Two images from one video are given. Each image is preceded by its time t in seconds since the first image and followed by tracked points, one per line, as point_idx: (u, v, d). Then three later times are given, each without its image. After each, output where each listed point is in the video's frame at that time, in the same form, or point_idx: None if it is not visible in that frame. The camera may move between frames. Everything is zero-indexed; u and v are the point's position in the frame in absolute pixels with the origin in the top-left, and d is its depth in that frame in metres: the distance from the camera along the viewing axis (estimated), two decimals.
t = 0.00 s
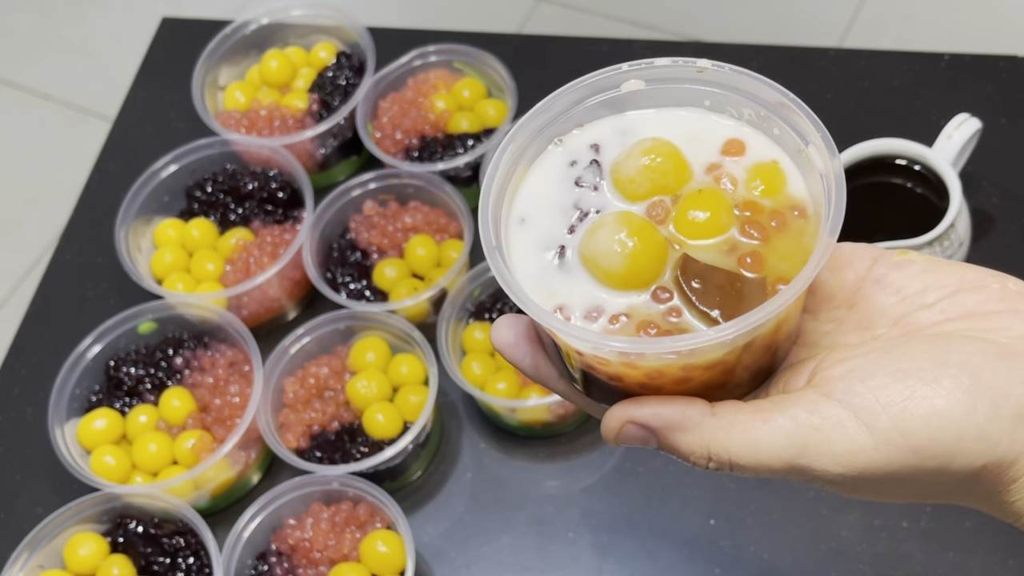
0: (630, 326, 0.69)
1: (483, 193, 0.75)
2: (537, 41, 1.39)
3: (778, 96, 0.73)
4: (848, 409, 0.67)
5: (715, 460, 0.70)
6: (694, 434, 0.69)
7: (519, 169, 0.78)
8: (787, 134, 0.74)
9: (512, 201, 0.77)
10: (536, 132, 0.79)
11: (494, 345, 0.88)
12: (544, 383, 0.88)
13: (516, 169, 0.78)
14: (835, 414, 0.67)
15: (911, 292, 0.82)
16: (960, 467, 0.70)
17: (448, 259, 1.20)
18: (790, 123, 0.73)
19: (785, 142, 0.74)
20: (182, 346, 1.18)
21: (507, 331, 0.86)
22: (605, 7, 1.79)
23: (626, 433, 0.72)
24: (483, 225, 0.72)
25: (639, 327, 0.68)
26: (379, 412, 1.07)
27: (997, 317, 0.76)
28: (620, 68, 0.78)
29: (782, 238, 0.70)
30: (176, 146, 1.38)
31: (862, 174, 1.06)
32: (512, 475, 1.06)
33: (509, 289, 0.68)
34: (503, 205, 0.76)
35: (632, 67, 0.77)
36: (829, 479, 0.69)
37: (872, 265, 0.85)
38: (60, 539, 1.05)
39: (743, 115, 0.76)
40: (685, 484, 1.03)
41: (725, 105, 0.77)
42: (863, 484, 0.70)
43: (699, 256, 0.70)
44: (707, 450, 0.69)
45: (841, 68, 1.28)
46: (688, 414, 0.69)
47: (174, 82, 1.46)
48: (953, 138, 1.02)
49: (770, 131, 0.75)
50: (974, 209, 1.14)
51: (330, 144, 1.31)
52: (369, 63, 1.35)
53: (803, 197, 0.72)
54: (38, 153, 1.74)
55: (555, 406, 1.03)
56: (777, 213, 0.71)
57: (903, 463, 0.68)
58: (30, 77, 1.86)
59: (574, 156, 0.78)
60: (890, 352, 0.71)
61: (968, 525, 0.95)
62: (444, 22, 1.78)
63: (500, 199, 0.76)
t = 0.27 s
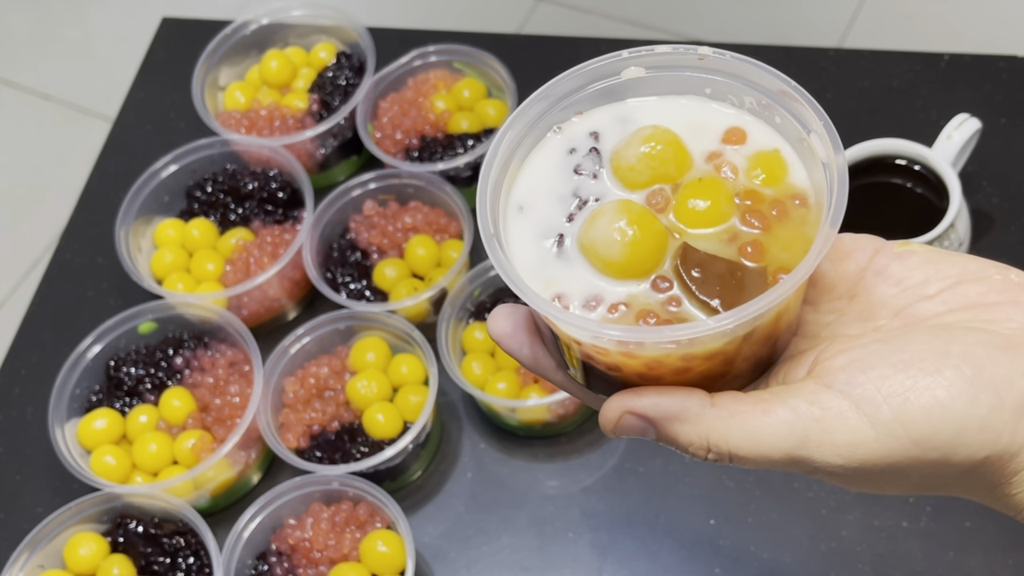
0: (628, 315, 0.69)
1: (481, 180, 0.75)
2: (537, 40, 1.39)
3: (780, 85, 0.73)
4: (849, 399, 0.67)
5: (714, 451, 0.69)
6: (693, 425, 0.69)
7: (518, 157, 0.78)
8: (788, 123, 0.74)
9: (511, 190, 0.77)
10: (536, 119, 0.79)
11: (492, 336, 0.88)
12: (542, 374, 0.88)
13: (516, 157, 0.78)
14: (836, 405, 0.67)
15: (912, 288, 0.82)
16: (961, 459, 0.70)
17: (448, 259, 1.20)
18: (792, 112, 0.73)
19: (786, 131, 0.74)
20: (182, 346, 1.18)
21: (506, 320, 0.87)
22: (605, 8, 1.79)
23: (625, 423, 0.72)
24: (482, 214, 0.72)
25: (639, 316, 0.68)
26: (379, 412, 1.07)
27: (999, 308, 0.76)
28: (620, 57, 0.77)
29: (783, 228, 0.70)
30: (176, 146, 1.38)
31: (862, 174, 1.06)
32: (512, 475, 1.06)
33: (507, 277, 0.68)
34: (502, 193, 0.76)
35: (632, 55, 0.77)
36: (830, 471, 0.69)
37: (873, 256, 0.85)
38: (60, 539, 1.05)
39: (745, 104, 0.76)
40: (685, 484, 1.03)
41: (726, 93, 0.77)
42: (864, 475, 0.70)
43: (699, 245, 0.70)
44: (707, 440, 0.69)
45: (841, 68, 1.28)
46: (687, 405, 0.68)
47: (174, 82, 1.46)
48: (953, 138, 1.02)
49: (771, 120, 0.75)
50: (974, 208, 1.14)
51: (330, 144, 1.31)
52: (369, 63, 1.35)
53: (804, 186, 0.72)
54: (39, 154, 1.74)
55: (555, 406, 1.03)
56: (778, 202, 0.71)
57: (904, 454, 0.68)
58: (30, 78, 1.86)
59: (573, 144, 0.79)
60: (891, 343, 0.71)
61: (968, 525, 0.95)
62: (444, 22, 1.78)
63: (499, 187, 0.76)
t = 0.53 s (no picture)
0: (631, 315, 0.69)
1: (484, 180, 0.75)
2: (538, 40, 1.39)
3: (784, 86, 0.73)
4: (850, 401, 0.67)
5: (716, 452, 0.70)
6: (694, 426, 0.69)
7: (521, 156, 0.79)
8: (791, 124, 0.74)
9: (513, 190, 0.77)
10: (539, 119, 0.79)
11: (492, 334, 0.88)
12: (543, 372, 0.88)
13: (519, 157, 0.78)
14: (838, 406, 0.67)
15: (912, 287, 0.82)
16: (962, 460, 0.70)
17: (448, 259, 1.20)
18: (795, 113, 0.73)
19: (789, 132, 0.74)
20: (182, 346, 1.18)
21: (507, 320, 0.87)
22: (605, 8, 1.79)
23: (626, 424, 0.72)
24: (485, 214, 0.72)
25: (641, 317, 0.68)
26: (379, 412, 1.07)
27: (999, 309, 0.76)
28: (624, 56, 0.77)
29: (786, 229, 0.70)
30: (176, 146, 1.38)
31: (862, 174, 1.06)
32: (512, 475, 1.06)
33: (508, 277, 0.68)
34: (504, 193, 0.76)
35: (635, 55, 0.77)
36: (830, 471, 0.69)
37: (876, 256, 0.85)
38: (60, 539, 1.05)
39: (748, 105, 0.76)
40: (685, 484, 1.03)
41: (729, 94, 0.77)
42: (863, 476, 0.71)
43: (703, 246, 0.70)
44: (708, 441, 0.69)
45: (841, 68, 1.28)
46: (688, 407, 0.68)
47: (174, 82, 1.46)
48: (953, 138, 1.02)
49: (775, 121, 0.75)
50: (974, 209, 1.14)
51: (330, 144, 1.31)
52: (369, 63, 1.35)
53: (807, 188, 0.72)
54: (39, 154, 1.74)
55: (555, 406, 1.03)
56: (781, 204, 0.71)
57: (905, 455, 0.68)
58: (30, 77, 1.86)
59: (576, 144, 0.79)
60: (892, 344, 0.71)
61: (968, 525, 0.95)
62: (444, 22, 1.78)
63: (502, 187, 0.76)
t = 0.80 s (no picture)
0: (629, 315, 0.69)
1: (485, 175, 0.75)
2: (538, 40, 1.39)
3: (789, 85, 0.72)
4: (854, 411, 0.67)
5: (720, 468, 0.69)
6: (698, 443, 0.69)
7: (523, 151, 0.79)
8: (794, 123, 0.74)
9: (514, 185, 0.77)
10: (542, 114, 0.79)
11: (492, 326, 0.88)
12: (542, 365, 0.89)
13: (520, 152, 0.78)
14: (842, 417, 0.67)
15: (912, 287, 0.82)
16: (967, 465, 0.70)
17: (448, 259, 1.20)
18: (799, 112, 0.73)
19: (793, 131, 0.74)
20: (182, 346, 1.18)
21: (506, 313, 0.87)
22: (605, 8, 1.79)
23: (631, 439, 0.72)
24: (484, 209, 0.73)
25: (638, 316, 0.69)
26: (379, 412, 1.07)
27: (1000, 309, 0.76)
28: (629, 50, 0.77)
29: (787, 231, 0.70)
30: (176, 146, 1.38)
31: (862, 174, 1.06)
32: (512, 475, 1.06)
33: (506, 274, 0.68)
34: (505, 187, 0.76)
35: (640, 49, 0.77)
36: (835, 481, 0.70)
37: (878, 255, 0.85)
38: (60, 539, 1.05)
39: (752, 103, 0.76)
40: (685, 484, 1.03)
41: (734, 91, 0.77)
42: (870, 485, 0.71)
43: (703, 246, 0.70)
44: (712, 458, 0.69)
45: (841, 67, 1.28)
46: (692, 423, 0.68)
47: (174, 82, 1.46)
48: (953, 138, 1.02)
49: (778, 121, 0.75)
50: (973, 209, 1.14)
51: (330, 144, 1.31)
52: (369, 63, 1.35)
53: (809, 189, 0.72)
54: (39, 153, 1.74)
55: (555, 406, 1.03)
56: (782, 204, 0.71)
57: (909, 463, 0.68)
58: (30, 77, 1.86)
59: (578, 139, 0.79)
60: (895, 352, 0.71)
61: (968, 525, 0.95)
62: (444, 22, 1.78)
63: (503, 182, 0.76)
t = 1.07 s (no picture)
0: (625, 313, 0.69)
1: (481, 175, 0.75)
2: (538, 40, 1.39)
3: (785, 83, 0.72)
4: (858, 408, 0.67)
5: (722, 466, 0.69)
6: (702, 440, 0.68)
7: (520, 152, 0.79)
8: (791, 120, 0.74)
9: (511, 186, 0.77)
10: (539, 115, 0.79)
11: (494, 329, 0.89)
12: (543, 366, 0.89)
13: (518, 152, 0.79)
14: (845, 415, 0.67)
15: (913, 286, 0.82)
16: (970, 462, 0.70)
17: (448, 259, 1.20)
18: (795, 110, 0.73)
19: (789, 129, 0.74)
20: (182, 346, 1.18)
21: (506, 316, 0.87)
22: (605, 8, 1.79)
23: (634, 434, 0.72)
24: (482, 210, 0.73)
25: (634, 314, 0.69)
26: (379, 412, 1.07)
27: (1003, 308, 0.76)
28: (625, 52, 0.77)
29: (782, 229, 0.70)
30: (176, 146, 1.38)
31: (862, 174, 1.06)
32: (512, 475, 1.06)
33: (502, 273, 0.68)
34: (503, 189, 0.76)
35: (635, 50, 0.77)
36: (839, 480, 0.70)
37: (880, 254, 0.85)
38: (60, 539, 1.05)
39: (749, 101, 0.76)
40: (685, 484, 1.03)
41: (730, 89, 0.77)
42: (875, 484, 0.71)
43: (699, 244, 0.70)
44: (715, 456, 0.68)
45: (841, 67, 1.28)
46: (697, 420, 0.68)
47: (174, 82, 1.46)
48: (953, 138, 1.02)
49: (775, 118, 0.75)
50: (973, 209, 1.14)
51: (330, 144, 1.31)
52: (369, 63, 1.35)
53: (805, 187, 0.72)
54: (39, 153, 1.74)
55: (555, 406, 1.03)
56: (778, 203, 0.71)
57: (913, 461, 0.68)
58: (30, 76, 1.86)
59: (575, 140, 0.79)
60: (897, 350, 0.71)
61: (967, 525, 0.95)
62: (444, 22, 1.78)
63: (500, 183, 0.76)
